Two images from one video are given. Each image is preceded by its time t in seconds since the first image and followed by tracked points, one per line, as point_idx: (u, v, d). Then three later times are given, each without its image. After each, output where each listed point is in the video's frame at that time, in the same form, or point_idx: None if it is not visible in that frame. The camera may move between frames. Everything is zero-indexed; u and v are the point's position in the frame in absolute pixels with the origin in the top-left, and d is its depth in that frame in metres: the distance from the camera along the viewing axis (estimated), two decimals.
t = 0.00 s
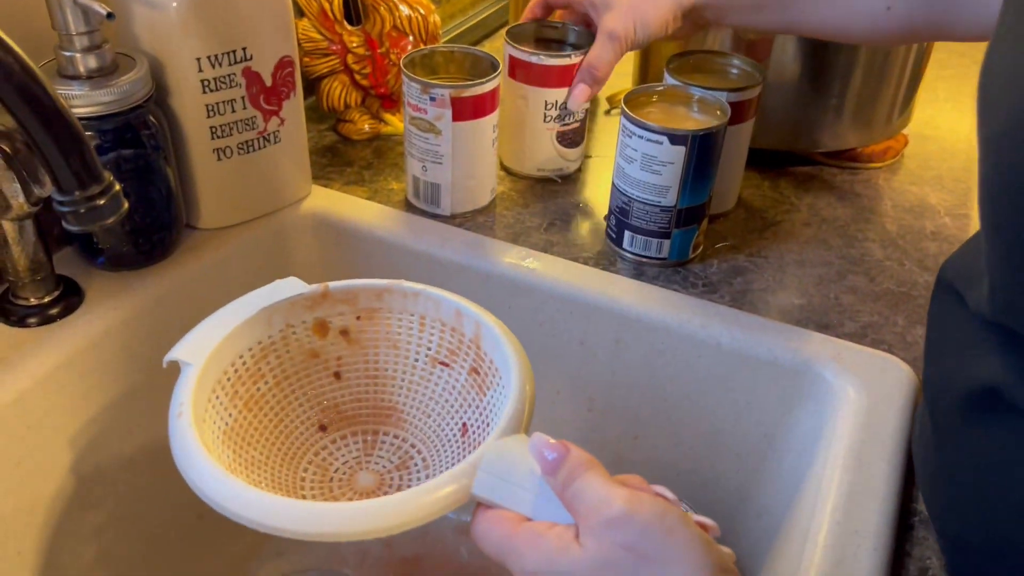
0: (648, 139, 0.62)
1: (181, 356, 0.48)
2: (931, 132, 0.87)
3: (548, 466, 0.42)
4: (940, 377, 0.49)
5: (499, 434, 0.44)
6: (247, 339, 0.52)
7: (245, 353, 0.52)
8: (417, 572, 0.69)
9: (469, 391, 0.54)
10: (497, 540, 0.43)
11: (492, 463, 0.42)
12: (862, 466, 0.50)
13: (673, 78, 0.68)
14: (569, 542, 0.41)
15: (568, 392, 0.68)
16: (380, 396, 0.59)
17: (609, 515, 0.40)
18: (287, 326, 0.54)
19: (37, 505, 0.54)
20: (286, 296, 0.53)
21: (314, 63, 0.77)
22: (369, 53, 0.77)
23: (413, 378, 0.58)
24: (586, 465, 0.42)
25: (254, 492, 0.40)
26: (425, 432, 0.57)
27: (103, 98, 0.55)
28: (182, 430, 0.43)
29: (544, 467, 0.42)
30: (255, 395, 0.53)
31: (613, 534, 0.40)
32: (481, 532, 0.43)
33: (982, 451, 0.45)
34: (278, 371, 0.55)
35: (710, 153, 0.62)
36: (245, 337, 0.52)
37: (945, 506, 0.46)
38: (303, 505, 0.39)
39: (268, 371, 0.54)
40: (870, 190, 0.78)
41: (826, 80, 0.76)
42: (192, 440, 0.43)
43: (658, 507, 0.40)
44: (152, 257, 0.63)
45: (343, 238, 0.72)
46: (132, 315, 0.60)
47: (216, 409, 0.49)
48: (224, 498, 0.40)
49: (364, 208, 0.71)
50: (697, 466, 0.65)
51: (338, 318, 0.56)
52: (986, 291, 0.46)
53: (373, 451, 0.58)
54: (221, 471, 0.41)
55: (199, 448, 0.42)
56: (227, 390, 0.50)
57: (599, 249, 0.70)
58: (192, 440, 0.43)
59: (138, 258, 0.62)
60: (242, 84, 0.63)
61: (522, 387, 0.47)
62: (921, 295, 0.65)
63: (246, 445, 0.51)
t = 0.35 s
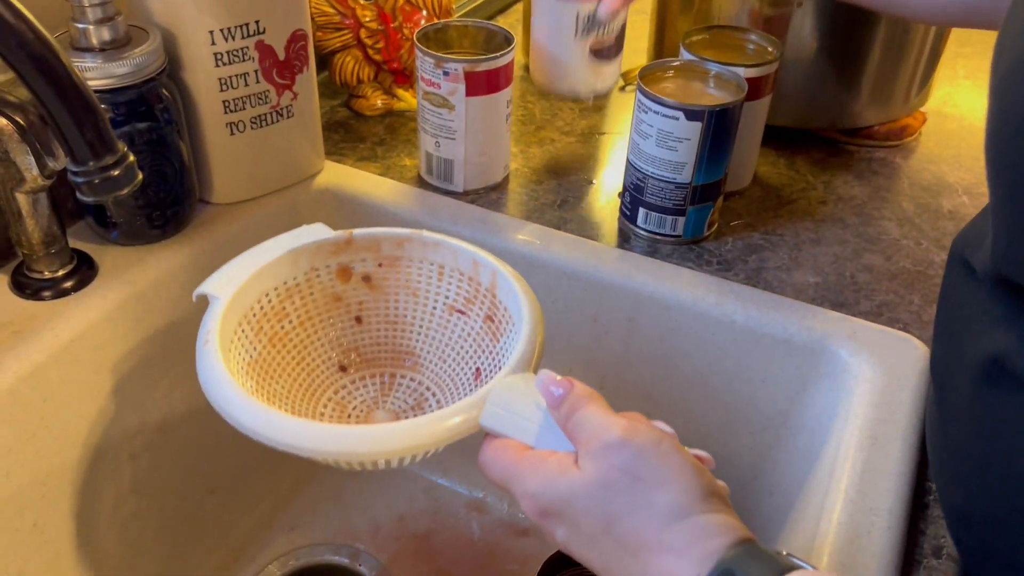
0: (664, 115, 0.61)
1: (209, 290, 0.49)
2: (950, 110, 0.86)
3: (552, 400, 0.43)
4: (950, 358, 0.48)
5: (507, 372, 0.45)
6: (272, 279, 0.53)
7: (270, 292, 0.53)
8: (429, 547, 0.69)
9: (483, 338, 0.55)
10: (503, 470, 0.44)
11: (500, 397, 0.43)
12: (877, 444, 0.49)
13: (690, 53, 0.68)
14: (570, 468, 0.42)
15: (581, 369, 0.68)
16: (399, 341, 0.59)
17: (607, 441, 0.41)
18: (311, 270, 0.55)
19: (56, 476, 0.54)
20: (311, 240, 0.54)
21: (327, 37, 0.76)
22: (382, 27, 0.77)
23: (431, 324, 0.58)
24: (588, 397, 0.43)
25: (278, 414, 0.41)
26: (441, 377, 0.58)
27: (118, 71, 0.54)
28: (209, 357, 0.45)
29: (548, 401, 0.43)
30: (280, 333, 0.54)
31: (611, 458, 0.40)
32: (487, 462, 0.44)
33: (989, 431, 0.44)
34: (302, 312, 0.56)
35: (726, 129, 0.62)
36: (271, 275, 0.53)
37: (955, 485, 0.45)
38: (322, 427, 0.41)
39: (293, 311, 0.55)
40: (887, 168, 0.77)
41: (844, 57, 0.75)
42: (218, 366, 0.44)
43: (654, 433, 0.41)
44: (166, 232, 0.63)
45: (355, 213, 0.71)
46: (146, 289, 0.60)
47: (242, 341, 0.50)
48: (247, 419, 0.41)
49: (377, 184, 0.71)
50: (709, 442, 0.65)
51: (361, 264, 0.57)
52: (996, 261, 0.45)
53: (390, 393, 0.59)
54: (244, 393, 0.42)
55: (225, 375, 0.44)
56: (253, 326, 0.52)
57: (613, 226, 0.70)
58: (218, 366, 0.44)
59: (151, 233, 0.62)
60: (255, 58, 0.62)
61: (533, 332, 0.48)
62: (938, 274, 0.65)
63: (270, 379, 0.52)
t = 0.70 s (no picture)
0: (670, 102, 0.61)
1: (239, 234, 0.49)
2: (958, 98, 0.85)
3: (597, 360, 0.41)
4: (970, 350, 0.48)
5: (548, 332, 0.44)
6: (300, 227, 0.52)
7: (296, 241, 0.52)
8: (433, 532, 0.69)
9: (509, 296, 0.55)
10: (546, 425, 0.41)
11: (544, 353, 0.42)
12: (881, 433, 0.49)
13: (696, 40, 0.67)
14: (620, 424, 0.40)
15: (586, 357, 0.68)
16: (420, 296, 0.59)
17: (661, 398, 0.39)
18: (336, 220, 0.54)
19: (62, 461, 0.55)
20: (341, 190, 0.54)
21: (332, 22, 0.76)
22: (387, 13, 0.76)
23: (453, 280, 0.58)
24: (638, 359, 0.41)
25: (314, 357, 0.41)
26: (462, 335, 0.58)
27: (122, 57, 0.54)
28: (243, 299, 0.44)
29: (593, 361, 0.41)
30: (303, 283, 0.53)
31: (668, 413, 0.38)
32: (529, 418, 0.42)
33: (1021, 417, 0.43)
34: (325, 262, 0.55)
35: (733, 117, 0.61)
36: (297, 226, 0.52)
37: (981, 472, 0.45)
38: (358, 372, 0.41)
39: (316, 261, 0.54)
40: (894, 156, 0.76)
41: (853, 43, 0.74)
42: (252, 308, 0.43)
43: (709, 395, 0.39)
44: (170, 217, 0.63)
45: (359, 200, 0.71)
46: (151, 275, 0.60)
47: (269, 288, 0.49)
48: (283, 360, 0.41)
49: (381, 170, 0.71)
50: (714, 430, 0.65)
51: (386, 216, 0.56)
52: None
53: (410, 348, 0.59)
54: (279, 334, 0.42)
55: (260, 317, 0.43)
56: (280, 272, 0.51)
57: (618, 214, 0.69)
58: (253, 308, 0.43)
59: (156, 219, 0.62)
60: (260, 43, 0.62)
61: (565, 291, 0.47)
62: (944, 263, 0.65)
63: (294, 328, 0.52)
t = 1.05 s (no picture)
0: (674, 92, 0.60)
1: (317, 266, 0.50)
2: (964, 90, 0.84)
3: (674, 381, 0.41)
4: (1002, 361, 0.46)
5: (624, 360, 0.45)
6: (375, 265, 0.53)
7: (370, 278, 0.53)
8: (435, 525, 0.69)
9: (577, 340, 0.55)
10: (630, 442, 0.42)
11: (615, 375, 0.44)
12: (884, 427, 0.49)
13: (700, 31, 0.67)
14: (708, 440, 0.39)
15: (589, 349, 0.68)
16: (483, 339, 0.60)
17: (747, 413, 0.38)
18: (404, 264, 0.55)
19: (63, 449, 0.54)
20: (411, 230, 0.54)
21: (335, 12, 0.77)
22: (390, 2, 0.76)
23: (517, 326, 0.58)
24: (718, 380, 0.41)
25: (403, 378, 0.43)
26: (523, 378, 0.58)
27: (126, 46, 0.54)
28: (331, 325, 0.46)
29: (671, 382, 0.41)
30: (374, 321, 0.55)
31: (752, 428, 0.38)
32: (612, 438, 0.43)
33: None
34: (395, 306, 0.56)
35: (737, 108, 0.61)
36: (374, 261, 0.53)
37: None
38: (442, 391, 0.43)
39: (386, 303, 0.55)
40: (899, 148, 0.76)
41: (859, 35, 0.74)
42: (342, 333, 0.45)
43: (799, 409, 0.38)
44: (172, 207, 0.63)
45: (361, 191, 0.71)
46: (153, 264, 0.60)
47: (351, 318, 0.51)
48: (372, 383, 0.43)
49: (383, 160, 0.71)
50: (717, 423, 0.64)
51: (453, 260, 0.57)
52: None
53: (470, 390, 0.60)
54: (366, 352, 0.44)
55: (350, 339, 0.45)
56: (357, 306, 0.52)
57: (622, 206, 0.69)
58: (343, 332, 0.45)
59: (159, 208, 0.62)
60: (262, 32, 0.62)
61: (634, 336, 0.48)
62: (949, 256, 0.64)
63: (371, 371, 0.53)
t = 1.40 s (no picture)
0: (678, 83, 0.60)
1: (275, 327, 0.47)
2: (968, 84, 0.84)
3: (664, 398, 0.41)
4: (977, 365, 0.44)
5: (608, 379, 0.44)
6: (332, 305, 0.51)
7: (331, 318, 0.52)
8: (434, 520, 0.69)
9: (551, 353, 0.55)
10: (630, 469, 0.42)
11: (606, 404, 0.43)
12: (887, 424, 0.49)
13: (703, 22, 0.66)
14: (712, 469, 0.39)
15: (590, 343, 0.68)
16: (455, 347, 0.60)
17: (748, 439, 0.38)
18: (362, 289, 0.54)
19: (60, 440, 0.54)
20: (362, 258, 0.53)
21: (335, 3, 0.77)
22: None
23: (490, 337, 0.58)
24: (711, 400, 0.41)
25: (376, 448, 0.41)
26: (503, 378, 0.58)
27: (124, 36, 0.54)
28: (299, 400, 0.43)
29: (660, 401, 0.41)
30: (342, 358, 0.54)
31: (756, 455, 0.38)
32: (609, 467, 0.43)
33: None
34: (359, 333, 0.55)
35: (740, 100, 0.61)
36: (328, 303, 0.51)
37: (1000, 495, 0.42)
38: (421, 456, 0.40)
39: (350, 335, 0.55)
40: (903, 143, 0.76)
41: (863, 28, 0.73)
42: (309, 408, 0.43)
43: (798, 429, 0.38)
44: (172, 198, 0.62)
45: (361, 184, 0.70)
46: (152, 256, 0.60)
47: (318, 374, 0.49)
48: (348, 455, 0.41)
49: (384, 152, 0.70)
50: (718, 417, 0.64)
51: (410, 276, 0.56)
52: None
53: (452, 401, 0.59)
54: (338, 426, 0.42)
55: (319, 413, 0.43)
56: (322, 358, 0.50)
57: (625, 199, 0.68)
58: (311, 406, 0.43)
59: (159, 199, 0.61)
60: (262, 22, 0.61)
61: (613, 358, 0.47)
62: (953, 250, 0.64)
63: (343, 405, 0.51)
